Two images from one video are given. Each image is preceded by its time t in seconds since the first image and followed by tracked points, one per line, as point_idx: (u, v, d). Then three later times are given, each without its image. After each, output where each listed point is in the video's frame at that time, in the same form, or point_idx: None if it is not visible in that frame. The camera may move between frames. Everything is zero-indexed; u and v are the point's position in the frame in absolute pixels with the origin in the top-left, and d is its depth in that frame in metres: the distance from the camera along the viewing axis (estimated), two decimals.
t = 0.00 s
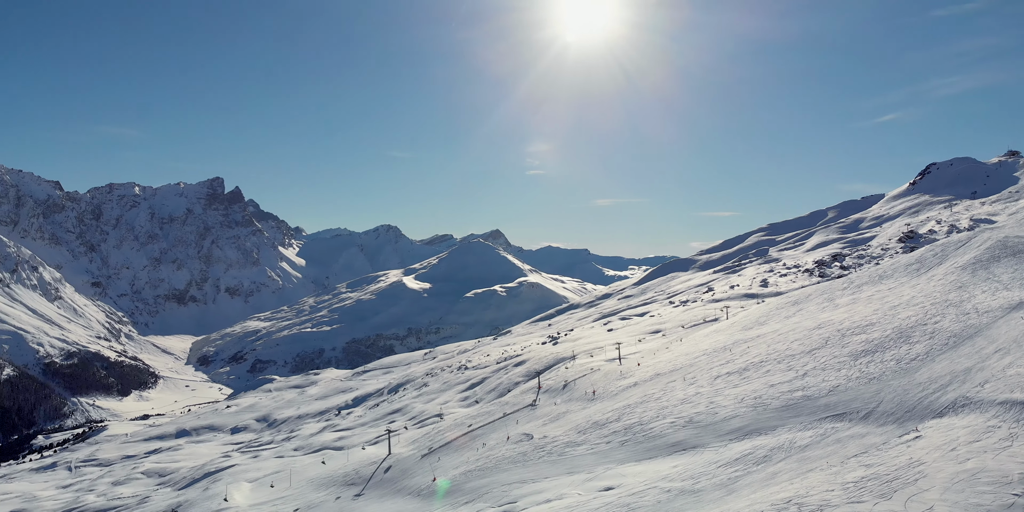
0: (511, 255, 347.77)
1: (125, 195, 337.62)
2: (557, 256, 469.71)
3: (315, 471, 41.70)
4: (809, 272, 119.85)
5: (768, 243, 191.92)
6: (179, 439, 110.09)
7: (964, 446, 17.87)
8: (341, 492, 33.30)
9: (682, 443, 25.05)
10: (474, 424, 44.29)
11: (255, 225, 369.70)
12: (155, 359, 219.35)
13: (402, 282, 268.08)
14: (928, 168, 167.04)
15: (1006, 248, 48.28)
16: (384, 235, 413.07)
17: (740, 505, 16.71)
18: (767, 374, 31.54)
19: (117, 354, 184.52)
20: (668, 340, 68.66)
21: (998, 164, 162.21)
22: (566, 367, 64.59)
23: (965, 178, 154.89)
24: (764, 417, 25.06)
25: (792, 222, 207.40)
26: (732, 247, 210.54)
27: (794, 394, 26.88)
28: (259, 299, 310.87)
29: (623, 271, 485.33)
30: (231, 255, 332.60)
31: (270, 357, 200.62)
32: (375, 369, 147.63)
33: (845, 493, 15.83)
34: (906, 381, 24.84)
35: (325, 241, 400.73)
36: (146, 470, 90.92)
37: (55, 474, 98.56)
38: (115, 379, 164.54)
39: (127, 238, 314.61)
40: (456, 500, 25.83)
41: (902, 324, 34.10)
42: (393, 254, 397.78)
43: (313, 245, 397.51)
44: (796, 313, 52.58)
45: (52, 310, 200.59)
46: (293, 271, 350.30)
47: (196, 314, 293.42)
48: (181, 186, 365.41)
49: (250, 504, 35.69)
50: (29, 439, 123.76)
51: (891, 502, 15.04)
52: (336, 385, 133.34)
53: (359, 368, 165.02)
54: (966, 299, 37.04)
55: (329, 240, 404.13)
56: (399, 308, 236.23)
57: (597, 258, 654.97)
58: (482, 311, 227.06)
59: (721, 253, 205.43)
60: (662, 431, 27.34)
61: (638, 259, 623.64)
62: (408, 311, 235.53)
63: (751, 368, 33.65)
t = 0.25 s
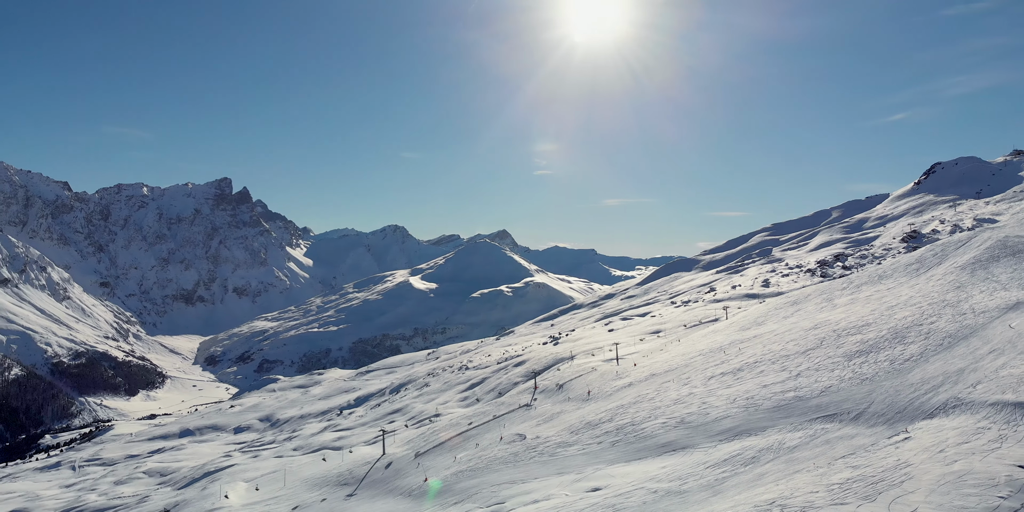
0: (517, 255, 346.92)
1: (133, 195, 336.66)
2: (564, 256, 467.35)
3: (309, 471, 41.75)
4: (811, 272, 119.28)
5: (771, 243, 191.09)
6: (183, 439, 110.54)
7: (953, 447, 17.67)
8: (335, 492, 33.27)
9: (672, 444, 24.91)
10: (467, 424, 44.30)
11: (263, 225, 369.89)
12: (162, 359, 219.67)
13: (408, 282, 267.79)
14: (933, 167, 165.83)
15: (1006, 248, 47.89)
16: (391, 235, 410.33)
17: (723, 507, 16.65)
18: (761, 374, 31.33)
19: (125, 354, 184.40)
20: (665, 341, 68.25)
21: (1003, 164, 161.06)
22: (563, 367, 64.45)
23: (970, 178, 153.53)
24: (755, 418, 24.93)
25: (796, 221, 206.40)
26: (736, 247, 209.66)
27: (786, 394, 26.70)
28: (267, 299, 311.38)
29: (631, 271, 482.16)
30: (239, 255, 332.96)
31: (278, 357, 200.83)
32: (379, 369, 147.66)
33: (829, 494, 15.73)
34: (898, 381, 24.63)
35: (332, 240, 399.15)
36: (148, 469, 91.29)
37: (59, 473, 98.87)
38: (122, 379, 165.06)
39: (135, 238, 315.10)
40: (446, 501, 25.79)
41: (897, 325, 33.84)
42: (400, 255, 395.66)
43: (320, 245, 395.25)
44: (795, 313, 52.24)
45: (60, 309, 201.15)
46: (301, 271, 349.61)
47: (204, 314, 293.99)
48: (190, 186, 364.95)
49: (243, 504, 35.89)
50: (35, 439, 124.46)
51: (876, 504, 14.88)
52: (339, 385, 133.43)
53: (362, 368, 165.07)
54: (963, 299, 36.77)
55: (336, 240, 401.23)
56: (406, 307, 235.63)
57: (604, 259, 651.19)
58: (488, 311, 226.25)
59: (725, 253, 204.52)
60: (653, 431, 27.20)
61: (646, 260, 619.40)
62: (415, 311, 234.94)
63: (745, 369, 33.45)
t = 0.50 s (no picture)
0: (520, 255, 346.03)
1: (138, 196, 333.32)
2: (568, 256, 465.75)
3: (300, 472, 41.78)
4: (811, 272, 119.11)
5: (773, 244, 190.67)
6: (183, 439, 110.55)
7: (939, 449, 17.46)
8: (325, 493, 33.21)
9: (659, 445, 24.74)
10: (461, 425, 44.22)
11: (269, 226, 364.15)
12: (167, 359, 219.10)
13: (412, 282, 267.40)
14: (935, 167, 165.06)
15: (1002, 248, 47.73)
16: (396, 236, 410.26)
17: (704, 508, 16.55)
18: (751, 374, 31.19)
19: (130, 355, 183.09)
20: (660, 342, 68.01)
21: (1006, 164, 160.14)
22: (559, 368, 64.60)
23: (972, 178, 152.74)
24: (744, 419, 24.79)
25: (797, 221, 205.76)
26: (737, 247, 209.19)
27: (776, 395, 26.55)
28: (272, 300, 309.48)
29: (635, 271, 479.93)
30: (245, 256, 328.97)
31: (282, 358, 200.61)
32: (380, 369, 147.55)
33: (810, 496, 15.60)
34: (887, 382, 24.46)
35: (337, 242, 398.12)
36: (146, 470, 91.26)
37: (59, 473, 98.62)
38: (127, 380, 162.66)
39: (141, 239, 310.76)
40: (435, 501, 25.64)
41: (890, 325, 33.65)
42: (405, 255, 395.44)
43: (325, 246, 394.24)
44: (790, 313, 52.16)
45: (65, 310, 201.27)
46: (306, 273, 348.03)
47: (209, 314, 290.36)
48: (196, 187, 359.36)
49: (234, 504, 35.76)
50: (39, 438, 124.00)
51: (856, 506, 14.77)
52: (340, 386, 133.36)
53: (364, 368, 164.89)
54: (957, 300, 36.54)
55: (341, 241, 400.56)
56: (411, 307, 234.71)
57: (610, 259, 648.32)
58: (492, 312, 225.42)
59: (726, 253, 204.23)
60: (642, 432, 27.05)
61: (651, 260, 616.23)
62: (420, 311, 234.07)
63: (736, 369, 33.31)
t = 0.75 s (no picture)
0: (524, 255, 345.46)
1: (143, 196, 334.60)
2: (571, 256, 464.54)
3: (292, 472, 41.71)
4: (810, 272, 119.13)
5: (773, 244, 190.55)
6: (183, 439, 110.51)
7: (923, 450, 17.26)
8: (314, 493, 33.07)
9: (647, 445, 24.59)
10: (454, 425, 44.10)
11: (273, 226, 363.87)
12: (171, 359, 218.40)
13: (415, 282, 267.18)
14: (937, 167, 164.67)
15: (999, 249, 47.60)
16: (400, 236, 411.25)
17: (684, 509, 16.47)
18: (742, 375, 31.08)
19: (134, 355, 182.59)
20: (655, 342, 68.05)
21: (1007, 164, 159.67)
22: (555, 368, 64.78)
23: (973, 178, 152.35)
24: (732, 419, 24.64)
25: (798, 222, 205.48)
26: (738, 247, 209.00)
27: (764, 395, 26.43)
28: (277, 300, 308.23)
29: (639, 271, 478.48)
30: (249, 256, 328.26)
31: (285, 358, 200.40)
32: (380, 370, 147.47)
33: (790, 498, 15.50)
34: (876, 383, 24.29)
35: (341, 242, 397.35)
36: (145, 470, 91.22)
37: (59, 473, 98.43)
38: (131, 380, 162.80)
39: (145, 240, 308.20)
40: (424, 500, 25.54)
41: (882, 326, 33.50)
42: (409, 255, 395.30)
43: (329, 248, 394.21)
44: (785, 314, 52.09)
45: (70, 310, 201.31)
46: (311, 273, 346.14)
47: (214, 314, 289.89)
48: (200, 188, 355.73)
49: (223, 504, 35.52)
50: (43, 438, 123.56)
51: (835, 507, 14.65)
52: (340, 386, 133.26)
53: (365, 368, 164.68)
54: (951, 301, 36.30)
55: (345, 242, 400.84)
56: (414, 307, 234.06)
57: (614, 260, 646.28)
58: (495, 313, 224.71)
59: (726, 253, 204.22)
60: (630, 433, 26.90)
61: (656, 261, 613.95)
62: (424, 312, 233.48)
63: (727, 370, 33.20)
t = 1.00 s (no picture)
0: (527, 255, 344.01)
1: (148, 197, 331.93)
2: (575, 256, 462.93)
3: (283, 472, 41.66)
4: (808, 272, 118.87)
5: (774, 244, 190.15)
6: (183, 439, 110.41)
7: (907, 451, 17.12)
8: (305, 492, 32.98)
9: (633, 445, 24.50)
10: (447, 425, 43.99)
11: (278, 226, 360.76)
12: (176, 359, 217.20)
13: (418, 283, 266.67)
14: (938, 167, 164.18)
15: (996, 248, 47.29)
16: (404, 236, 409.74)
17: (664, 510, 16.37)
18: (732, 376, 30.98)
19: (139, 355, 182.04)
20: (648, 343, 68.21)
21: (1009, 164, 159.05)
22: (549, 368, 64.88)
23: (975, 178, 151.80)
24: (720, 420, 24.51)
25: (799, 222, 204.89)
26: (739, 248, 208.59)
27: (754, 396, 26.33)
28: (281, 300, 304.74)
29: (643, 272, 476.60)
30: (253, 256, 325.47)
31: (289, 358, 200.50)
32: (381, 370, 147.31)
33: (770, 499, 15.41)
34: (865, 384, 24.14)
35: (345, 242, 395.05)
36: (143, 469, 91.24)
37: (60, 473, 98.24)
38: (135, 380, 162.60)
39: (150, 240, 306.87)
40: (412, 499, 25.51)
41: (875, 326, 33.31)
42: (413, 255, 394.05)
43: (333, 248, 391.61)
44: (780, 314, 51.93)
45: (75, 310, 200.06)
46: (316, 274, 343.26)
47: (218, 314, 286.51)
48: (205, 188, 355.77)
49: (213, 504, 35.44)
50: (47, 438, 122.71)
51: (815, 508, 14.56)
52: (341, 386, 133.06)
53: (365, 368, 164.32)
54: (944, 301, 35.96)
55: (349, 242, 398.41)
56: (417, 307, 233.42)
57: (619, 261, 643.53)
58: (498, 313, 223.81)
59: (727, 253, 203.89)
60: (618, 433, 26.79)
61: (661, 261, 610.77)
62: (427, 312, 232.80)
63: (718, 371, 33.11)
